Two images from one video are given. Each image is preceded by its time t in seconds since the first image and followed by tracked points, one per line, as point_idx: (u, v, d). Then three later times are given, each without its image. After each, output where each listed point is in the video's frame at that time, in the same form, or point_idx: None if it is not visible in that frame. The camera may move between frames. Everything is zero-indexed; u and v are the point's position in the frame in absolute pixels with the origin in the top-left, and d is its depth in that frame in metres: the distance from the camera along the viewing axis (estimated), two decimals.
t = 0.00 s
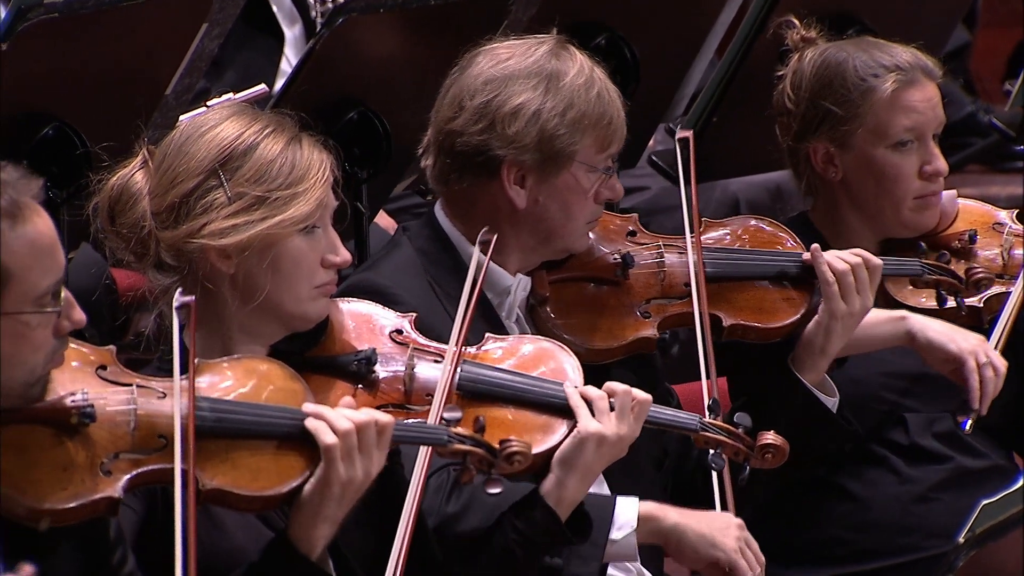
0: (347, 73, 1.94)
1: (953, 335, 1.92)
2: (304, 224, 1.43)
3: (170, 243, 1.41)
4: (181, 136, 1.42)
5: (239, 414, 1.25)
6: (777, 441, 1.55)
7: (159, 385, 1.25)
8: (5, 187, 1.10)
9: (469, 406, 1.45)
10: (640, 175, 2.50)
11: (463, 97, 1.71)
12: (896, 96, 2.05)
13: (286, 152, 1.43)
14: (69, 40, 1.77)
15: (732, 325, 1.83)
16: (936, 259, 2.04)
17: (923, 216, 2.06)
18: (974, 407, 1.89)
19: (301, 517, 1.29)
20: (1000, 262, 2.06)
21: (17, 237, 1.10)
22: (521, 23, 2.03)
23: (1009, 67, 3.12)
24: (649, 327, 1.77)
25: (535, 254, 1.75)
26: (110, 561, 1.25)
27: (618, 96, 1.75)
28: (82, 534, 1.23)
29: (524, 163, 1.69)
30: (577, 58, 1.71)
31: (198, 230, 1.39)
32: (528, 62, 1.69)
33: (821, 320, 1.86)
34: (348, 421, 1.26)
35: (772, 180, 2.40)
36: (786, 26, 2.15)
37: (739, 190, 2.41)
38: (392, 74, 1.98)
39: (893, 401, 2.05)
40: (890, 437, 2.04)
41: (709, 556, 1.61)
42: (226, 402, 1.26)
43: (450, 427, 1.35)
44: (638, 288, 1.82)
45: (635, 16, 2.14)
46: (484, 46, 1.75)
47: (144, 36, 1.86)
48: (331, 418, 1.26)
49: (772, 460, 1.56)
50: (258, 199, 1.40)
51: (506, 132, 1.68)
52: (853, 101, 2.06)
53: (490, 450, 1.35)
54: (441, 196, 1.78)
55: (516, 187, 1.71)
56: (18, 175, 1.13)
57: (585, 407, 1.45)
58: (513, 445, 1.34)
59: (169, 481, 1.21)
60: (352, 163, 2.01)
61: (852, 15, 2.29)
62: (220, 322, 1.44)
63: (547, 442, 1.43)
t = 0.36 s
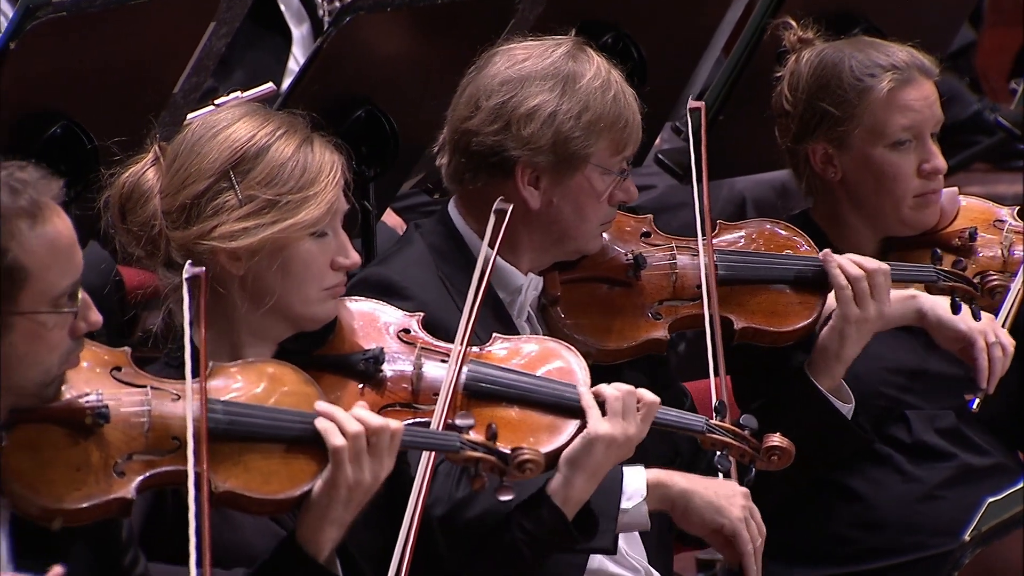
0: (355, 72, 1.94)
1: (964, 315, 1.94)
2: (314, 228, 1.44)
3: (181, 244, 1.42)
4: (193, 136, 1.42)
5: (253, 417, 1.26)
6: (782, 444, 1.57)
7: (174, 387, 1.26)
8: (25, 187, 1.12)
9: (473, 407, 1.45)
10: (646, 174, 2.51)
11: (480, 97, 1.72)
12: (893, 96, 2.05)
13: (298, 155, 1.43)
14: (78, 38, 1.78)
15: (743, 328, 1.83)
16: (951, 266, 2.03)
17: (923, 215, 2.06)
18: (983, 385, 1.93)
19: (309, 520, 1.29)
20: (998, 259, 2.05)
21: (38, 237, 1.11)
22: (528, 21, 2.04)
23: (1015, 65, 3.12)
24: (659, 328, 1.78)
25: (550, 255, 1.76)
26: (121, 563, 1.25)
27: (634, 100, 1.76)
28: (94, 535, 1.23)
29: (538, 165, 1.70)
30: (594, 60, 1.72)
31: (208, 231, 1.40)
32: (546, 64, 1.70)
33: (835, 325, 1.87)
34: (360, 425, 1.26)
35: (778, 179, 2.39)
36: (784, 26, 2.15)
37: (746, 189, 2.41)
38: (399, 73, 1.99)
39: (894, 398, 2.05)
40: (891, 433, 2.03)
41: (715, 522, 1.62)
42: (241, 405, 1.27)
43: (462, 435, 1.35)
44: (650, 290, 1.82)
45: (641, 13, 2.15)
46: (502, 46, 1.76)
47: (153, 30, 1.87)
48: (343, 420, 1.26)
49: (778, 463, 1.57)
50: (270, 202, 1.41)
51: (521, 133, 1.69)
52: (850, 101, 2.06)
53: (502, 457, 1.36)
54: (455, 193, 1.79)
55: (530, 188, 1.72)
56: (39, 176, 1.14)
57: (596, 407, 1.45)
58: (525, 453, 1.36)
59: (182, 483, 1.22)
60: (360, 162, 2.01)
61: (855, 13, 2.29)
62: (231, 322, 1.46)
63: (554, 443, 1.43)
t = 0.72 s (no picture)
0: (362, 71, 1.95)
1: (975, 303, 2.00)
2: (325, 229, 1.44)
3: (191, 243, 1.42)
4: (205, 135, 1.43)
5: (263, 421, 1.26)
6: (791, 444, 1.55)
7: (186, 390, 1.26)
8: (45, 189, 1.12)
9: (480, 409, 1.45)
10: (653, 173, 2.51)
11: (486, 94, 1.72)
12: (896, 96, 2.05)
13: (310, 155, 1.44)
14: (86, 36, 1.78)
15: (749, 327, 1.83)
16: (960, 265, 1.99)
17: (926, 214, 2.06)
18: (992, 372, 1.98)
19: (319, 526, 1.29)
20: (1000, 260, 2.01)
21: (55, 238, 1.12)
22: (535, 19, 2.04)
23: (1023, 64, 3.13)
24: (664, 326, 1.78)
25: (553, 253, 1.76)
26: (131, 563, 1.26)
27: (641, 98, 1.75)
28: (102, 537, 1.24)
29: (544, 162, 1.70)
30: (601, 58, 1.72)
31: (219, 231, 1.40)
32: (552, 62, 1.70)
33: (842, 325, 1.87)
34: (372, 430, 1.26)
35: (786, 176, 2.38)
36: (787, 26, 2.16)
37: (752, 187, 2.41)
38: (406, 72, 1.99)
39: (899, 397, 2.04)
40: (895, 433, 2.03)
41: (719, 490, 1.69)
42: (251, 409, 1.27)
43: (471, 441, 1.35)
44: (657, 289, 1.82)
45: (648, 11, 2.15)
46: (510, 43, 1.76)
47: (161, 27, 1.87)
48: (354, 425, 1.26)
49: (788, 464, 1.56)
50: (281, 203, 1.41)
51: (526, 130, 1.69)
52: (852, 101, 2.06)
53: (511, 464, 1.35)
54: (461, 190, 1.79)
55: (534, 185, 1.71)
56: (58, 178, 1.14)
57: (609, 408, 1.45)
58: (535, 460, 1.34)
59: (194, 487, 1.22)
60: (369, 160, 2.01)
61: (861, 12, 2.29)
62: (242, 323, 1.46)
63: (562, 443, 1.43)
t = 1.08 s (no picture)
0: (369, 70, 1.95)
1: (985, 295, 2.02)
2: (335, 231, 1.44)
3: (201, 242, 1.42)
4: (216, 134, 1.43)
5: (273, 423, 1.27)
6: (798, 447, 1.54)
7: (196, 391, 1.27)
8: (61, 193, 1.12)
9: (488, 410, 1.46)
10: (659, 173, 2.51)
11: (490, 91, 1.72)
12: (902, 96, 2.04)
13: (321, 156, 1.44)
14: (93, 36, 1.79)
15: (754, 325, 1.83)
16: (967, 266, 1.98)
17: (931, 215, 2.06)
18: (1002, 363, 2.00)
19: (330, 529, 1.29)
20: (1005, 261, 2.01)
21: (70, 241, 1.12)
22: (541, 19, 2.05)
23: None
24: (669, 324, 1.78)
25: (558, 251, 1.77)
26: (139, 564, 1.27)
27: (646, 97, 1.75)
28: (114, 538, 1.25)
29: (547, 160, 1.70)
30: (605, 56, 1.72)
31: (228, 231, 1.41)
32: (555, 59, 1.70)
33: (848, 325, 1.87)
34: (384, 434, 1.26)
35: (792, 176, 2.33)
36: (796, 25, 2.16)
37: (759, 186, 2.33)
38: (412, 72, 1.99)
39: (904, 397, 2.05)
40: (899, 433, 2.03)
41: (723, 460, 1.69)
42: (260, 411, 1.27)
43: (480, 443, 1.35)
44: (661, 288, 1.82)
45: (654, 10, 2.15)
46: (515, 41, 1.76)
47: (168, 26, 1.88)
48: (367, 429, 1.27)
49: (795, 466, 1.54)
50: (290, 205, 1.42)
51: (528, 127, 1.69)
52: (859, 102, 2.06)
53: (519, 467, 1.35)
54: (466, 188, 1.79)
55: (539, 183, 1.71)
56: (73, 182, 1.15)
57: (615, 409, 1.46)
58: (542, 464, 1.34)
59: (204, 488, 1.23)
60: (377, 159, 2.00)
61: (867, 12, 2.29)
62: (252, 324, 1.46)
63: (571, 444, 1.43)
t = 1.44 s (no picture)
0: (377, 69, 1.96)
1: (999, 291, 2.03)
2: (344, 230, 1.44)
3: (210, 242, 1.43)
4: (226, 133, 1.43)
5: (283, 421, 1.27)
6: (808, 446, 1.54)
7: (205, 389, 1.27)
8: (72, 193, 1.13)
9: (497, 408, 1.46)
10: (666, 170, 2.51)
11: (495, 89, 1.73)
12: (913, 96, 2.04)
13: (330, 156, 1.44)
14: (102, 35, 1.79)
15: (760, 324, 1.83)
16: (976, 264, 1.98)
17: (941, 215, 2.06)
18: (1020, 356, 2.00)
19: (341, 527, 1.30)
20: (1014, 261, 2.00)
21: (82, 242, 1.13)
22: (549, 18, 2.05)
23: None
24: (675, 322, 1.78)
25: (562, 250, 1.76)
26: (149, 561, 1.28)
27: (652, 96, 1.76)
28: (125, 535, 1.27)
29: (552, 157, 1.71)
30: (610, 53, 1.72)
31: (238, 231, 1.41)
32: (559, 57, 1.71)
33: (855, 324, 1.87)
34: (393, 433, 1.26)
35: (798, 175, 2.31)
36: (805, 23, 2.17)
37: (766, 184, 2.31)
38: (420, 71, 2.00)
39: (912, 396, 2.05)
40: (906, 433, 2.03)
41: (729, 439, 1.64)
42: (269, 408, 1.28)
43: (489, 441, 1.35)
44: (667, 286, 1.82)
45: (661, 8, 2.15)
46: (520, 39, 1.77)
47: (176, 25, 1.88)
48: (376, 427, 1.27)
49: (804, 465, 1.55)
50: (300, 205, 1.42)
51: (533, 125, 1.69)
52: (869, 101, 2.06)
53: (528, 465, 1.35)
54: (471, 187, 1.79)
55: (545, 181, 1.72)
56: (85, 182, 1.16)
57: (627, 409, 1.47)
58: (552, 461, 1.35)
59: (213, 485, 1.23)
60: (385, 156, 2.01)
61: (874, 10, 2.29)
62: (261, 323, 1.47)
63: (579, 442, 1.43)
